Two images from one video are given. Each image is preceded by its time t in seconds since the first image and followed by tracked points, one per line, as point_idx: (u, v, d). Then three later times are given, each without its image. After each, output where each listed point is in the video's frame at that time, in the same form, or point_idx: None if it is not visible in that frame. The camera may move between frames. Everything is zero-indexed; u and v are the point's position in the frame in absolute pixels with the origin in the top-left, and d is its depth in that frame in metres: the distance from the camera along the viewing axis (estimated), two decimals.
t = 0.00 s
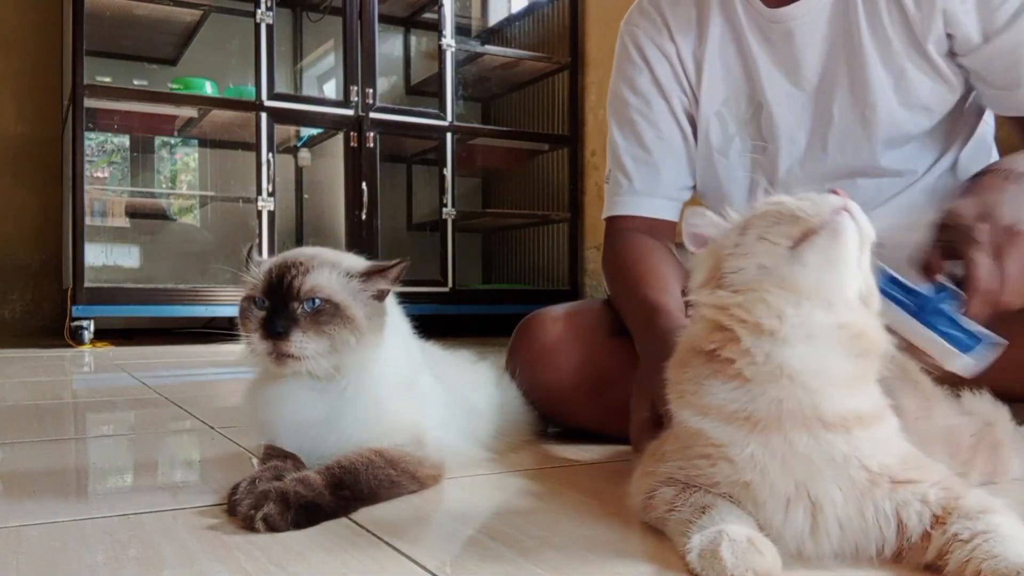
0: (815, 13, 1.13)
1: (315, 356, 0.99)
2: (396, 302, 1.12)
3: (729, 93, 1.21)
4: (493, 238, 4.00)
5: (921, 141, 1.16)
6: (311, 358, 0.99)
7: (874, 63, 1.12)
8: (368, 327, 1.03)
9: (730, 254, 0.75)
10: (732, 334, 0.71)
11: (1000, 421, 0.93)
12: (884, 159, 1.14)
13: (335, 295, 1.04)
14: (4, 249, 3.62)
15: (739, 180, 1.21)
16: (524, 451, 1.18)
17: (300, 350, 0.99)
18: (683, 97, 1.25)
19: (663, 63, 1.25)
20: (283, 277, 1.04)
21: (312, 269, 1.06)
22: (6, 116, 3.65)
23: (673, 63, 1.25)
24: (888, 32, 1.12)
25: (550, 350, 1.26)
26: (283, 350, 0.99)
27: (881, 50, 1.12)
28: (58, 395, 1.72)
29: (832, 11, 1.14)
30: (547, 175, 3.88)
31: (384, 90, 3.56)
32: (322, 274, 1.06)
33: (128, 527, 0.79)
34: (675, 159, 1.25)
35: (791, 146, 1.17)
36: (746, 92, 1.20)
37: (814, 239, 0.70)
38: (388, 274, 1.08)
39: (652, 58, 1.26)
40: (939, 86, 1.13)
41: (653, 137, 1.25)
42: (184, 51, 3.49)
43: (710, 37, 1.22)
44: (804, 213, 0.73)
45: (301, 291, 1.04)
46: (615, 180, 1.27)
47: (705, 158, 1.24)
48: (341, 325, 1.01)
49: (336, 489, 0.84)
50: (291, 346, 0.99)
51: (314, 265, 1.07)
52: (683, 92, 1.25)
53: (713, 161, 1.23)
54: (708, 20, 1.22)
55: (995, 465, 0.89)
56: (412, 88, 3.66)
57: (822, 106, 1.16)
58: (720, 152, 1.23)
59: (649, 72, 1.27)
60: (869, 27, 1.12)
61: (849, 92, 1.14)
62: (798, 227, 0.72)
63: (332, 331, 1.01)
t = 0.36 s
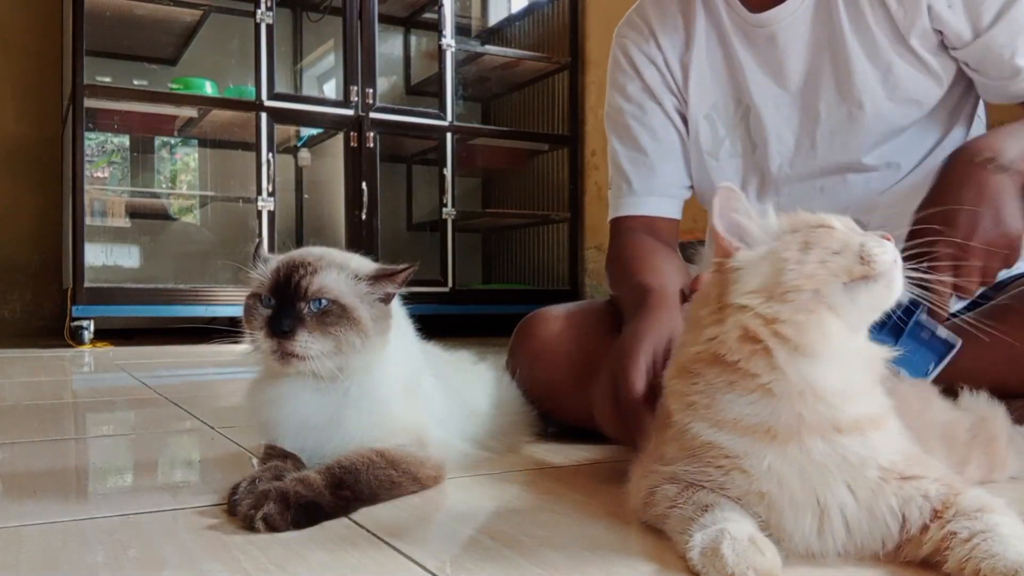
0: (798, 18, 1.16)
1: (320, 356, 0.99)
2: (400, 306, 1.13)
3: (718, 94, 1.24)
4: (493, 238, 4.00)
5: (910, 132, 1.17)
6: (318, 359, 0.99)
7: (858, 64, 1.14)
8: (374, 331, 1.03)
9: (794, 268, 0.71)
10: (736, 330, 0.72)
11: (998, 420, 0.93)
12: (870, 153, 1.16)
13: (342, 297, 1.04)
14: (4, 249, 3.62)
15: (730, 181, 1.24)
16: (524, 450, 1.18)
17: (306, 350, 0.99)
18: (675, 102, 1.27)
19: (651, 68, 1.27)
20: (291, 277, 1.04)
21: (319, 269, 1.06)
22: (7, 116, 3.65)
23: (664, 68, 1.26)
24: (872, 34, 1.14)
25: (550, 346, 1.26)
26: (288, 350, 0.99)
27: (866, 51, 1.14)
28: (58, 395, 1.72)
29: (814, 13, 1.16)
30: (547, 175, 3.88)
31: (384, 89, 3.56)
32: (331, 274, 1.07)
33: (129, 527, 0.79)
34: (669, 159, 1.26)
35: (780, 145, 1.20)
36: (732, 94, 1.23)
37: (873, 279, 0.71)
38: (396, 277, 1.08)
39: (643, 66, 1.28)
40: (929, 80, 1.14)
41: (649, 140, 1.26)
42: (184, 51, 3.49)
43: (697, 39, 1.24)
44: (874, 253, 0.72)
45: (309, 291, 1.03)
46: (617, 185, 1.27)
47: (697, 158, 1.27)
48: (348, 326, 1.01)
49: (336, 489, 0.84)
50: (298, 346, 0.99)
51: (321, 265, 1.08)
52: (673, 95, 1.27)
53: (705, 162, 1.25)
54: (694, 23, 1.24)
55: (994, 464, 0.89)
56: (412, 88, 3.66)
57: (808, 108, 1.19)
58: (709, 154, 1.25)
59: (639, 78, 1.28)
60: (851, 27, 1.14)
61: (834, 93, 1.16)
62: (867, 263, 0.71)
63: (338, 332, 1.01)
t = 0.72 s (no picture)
0: (836, 10, 1.10)
1: (336, 358, 0.99)
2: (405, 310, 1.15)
3: (745, 80, 1.18)
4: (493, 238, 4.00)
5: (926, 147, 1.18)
6: (336, 359, 0.99)
7: (892, 68, 1.11)
8: (388, 333, 1.05)
9: (835, 268, 0.69)
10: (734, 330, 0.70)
11: (999, 420, 0.93)
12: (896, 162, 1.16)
13: (360, 299, 1.06)
14: (4, 249, 3.62)
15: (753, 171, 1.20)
16: (524, 451, 1.18)
17: (323, 352, 0.99)
18: (704, 57, 1.17)
19: (681, 24, 1.18)
20: (308, 279, 1.04)
21: (333, 272, 1.07)
22: (6, 116, 3.65)
23: (696, 32, 1.17)
24: (908, 36, 1.11)
25: (545, 347, 1.26)
26: (306, 351, 0.98)
27: (900, 55, 1.11)
28: (58, 395, 1.72)
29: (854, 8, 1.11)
30: (547, 175, 3.88)
31: (384, 89, 3.56)
32: (346, 276, 1.07)
33: (128, 527, 0.79)
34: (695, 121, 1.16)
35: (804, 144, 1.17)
36: (758, 83, 1.18)
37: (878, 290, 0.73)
38: (405, 275, 1.12)
39: (676, 16, 1.19)
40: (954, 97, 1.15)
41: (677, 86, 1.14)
42: (184, 51, 3.49)
43: (729, 18, 1.17)
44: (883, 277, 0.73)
45: (326, 294, 1.04)
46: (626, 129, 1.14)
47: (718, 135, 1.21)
48: (364, 328, 1.03)
49: (337, 489, 0.83)
50: (315, 347, 0.98)
51: (336, 266, 1.08)
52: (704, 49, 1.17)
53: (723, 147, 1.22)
54: None
55: (995, 465, 0.89)
56: (412, 88, 3.66)
57: (838, 106, 1.16)
58: (738, 137, 1.20)
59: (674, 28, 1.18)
60: (888, 31, 1.11)
61: (864, 95, 1.14)
62: (875, 276, 0.72)
63: (354, 334, 1.01)
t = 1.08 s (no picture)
0: (869, 18, 1.10)
1: (343, 357, 1.00)
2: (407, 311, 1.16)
3: (766, 89, 1.18)
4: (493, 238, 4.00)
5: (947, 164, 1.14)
6: (339, 358, 1.00)
7: (922, 81, 1.10)
8: (391, 334, 1.06)
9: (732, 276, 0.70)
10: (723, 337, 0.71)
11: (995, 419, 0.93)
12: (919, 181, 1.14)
13: (364, 298, 1.07)
14: (4, 249, 3.62)
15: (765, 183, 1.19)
16: (523, 451, 1.18)
17: (328, 351, 0.99)
18: (721, 75, 1.19)
19: (702, 38, 1.19)
20: (315, 279, 1.05)
21: (338, 271, 1.07)
22: (6, 116, 3.65)
23: (716, 45, 1.18)
24: (941, 49, 1.09)
25: (545, 347, 1.27)
26: (311, 351, 0.99)
27: (930, 69, 1.10)
28: (58, 395, 1.72)
29: (891, 17, 1.11)
30: (548, 176, 3.88)
31: (384, 89, 3.56)
32: (351, 275, 1.08)
33: (129, 527, 0.79)
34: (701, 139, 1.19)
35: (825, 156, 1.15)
36: (780, 91, 1.18)
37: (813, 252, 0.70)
38: (406, 273, 1.13)
39: (693, 29, 1.20)
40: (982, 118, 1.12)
41: (684, 117, 1.19)
42: (184, 51, 3.49)
43: (755, 28, 1.17)
44: (805, 233, 0.72)
45: (332, 293, 1.05)
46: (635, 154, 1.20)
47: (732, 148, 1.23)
48: (368, 328, 1.04)
49: (337, 489, 0.84)
50: (320, 347, 0.99)
51: (340, 265, 1.09)
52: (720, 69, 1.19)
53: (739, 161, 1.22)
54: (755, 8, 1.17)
55: (989, 462, 0.90)
56: (412, 88, 3.66)
57: (865, 117, 1.14)
58: (748, 150, 1.21)
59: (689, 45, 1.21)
60: (923, 43, 1.10)
61: (891, 107, 1.12)
62: (801, 240, 0.71)
63: (359, 335, 1.02)
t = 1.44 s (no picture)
0: (851, 32, 1.06)
1: (346, 357, 0.99)
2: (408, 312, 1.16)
3: (750, 103, 1.16)
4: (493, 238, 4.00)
5: (939, 177, 1.10)
6: (341, 357, 0.99)
7: (907, 98, 1.06)
8: (392, 333, 1.05)
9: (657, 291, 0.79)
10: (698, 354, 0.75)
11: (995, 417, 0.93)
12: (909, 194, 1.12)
13: (366, 297, 1.07)
14: (4, 249, 3.62)
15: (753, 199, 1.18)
16: (523, 451, 1.18)
17: (330, 351, 0.99)
18: (708, 92, 1.18)
19: (685, 48, 1.19)
20: (317, 277, 1.04)
21: (340, 271, 1.07)
22: (5, 116, 3.65)
23: (702, 63, 1.18)
24: (925, 65, 1.04)
25: (545, 352, 1.26)
26: (314, 350, 0.98)
27: (915, 84, 1.05)
28: (58, 395, 1.72)
29: (874, 30, 1.06)
30: (548, 176, 3.88)
31: (384, 89, 3.56)
32: (353, 274, 1.08)
33: (128, 527, 0.79)
34: (694, 160, 1.18)
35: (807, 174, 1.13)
36: (764, 105, 1.15)
37: (703, 231, 0.77)
38: (409, 274, 1.13)
39: (678, 49, 1.19)
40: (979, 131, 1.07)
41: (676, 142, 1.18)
42: (184, 51, 3.49)
43: (738, 41, 1.15)
44: (677, 214, 0.79)
45: (334, 292, 1.05)
46: (630, 181, 1.19)
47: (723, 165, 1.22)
48: (369, 328, 1.03)
49: (337, 489, 0.83)
50: (322, 347, 0.98)
51: (341, 264, 1.09)
52: (706, 84, 1.18)
53: (728, 176, 1.22)
54: (737, 20, 1.15)
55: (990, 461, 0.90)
56: (412, 87, 3.66)
57: (852, 133, 1.11)
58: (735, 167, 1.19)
59: (673, 59, 1.20)
60: (907, 56, 1.05)
61: (876, 124, 1.09)
62: (687, 225, 0.78)
63: (360, 334, 1.02)
